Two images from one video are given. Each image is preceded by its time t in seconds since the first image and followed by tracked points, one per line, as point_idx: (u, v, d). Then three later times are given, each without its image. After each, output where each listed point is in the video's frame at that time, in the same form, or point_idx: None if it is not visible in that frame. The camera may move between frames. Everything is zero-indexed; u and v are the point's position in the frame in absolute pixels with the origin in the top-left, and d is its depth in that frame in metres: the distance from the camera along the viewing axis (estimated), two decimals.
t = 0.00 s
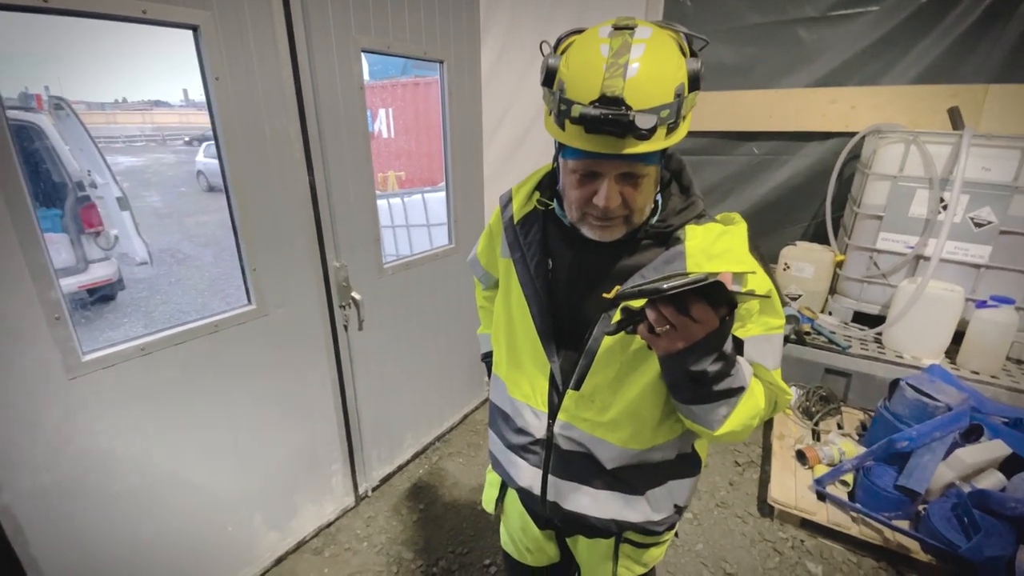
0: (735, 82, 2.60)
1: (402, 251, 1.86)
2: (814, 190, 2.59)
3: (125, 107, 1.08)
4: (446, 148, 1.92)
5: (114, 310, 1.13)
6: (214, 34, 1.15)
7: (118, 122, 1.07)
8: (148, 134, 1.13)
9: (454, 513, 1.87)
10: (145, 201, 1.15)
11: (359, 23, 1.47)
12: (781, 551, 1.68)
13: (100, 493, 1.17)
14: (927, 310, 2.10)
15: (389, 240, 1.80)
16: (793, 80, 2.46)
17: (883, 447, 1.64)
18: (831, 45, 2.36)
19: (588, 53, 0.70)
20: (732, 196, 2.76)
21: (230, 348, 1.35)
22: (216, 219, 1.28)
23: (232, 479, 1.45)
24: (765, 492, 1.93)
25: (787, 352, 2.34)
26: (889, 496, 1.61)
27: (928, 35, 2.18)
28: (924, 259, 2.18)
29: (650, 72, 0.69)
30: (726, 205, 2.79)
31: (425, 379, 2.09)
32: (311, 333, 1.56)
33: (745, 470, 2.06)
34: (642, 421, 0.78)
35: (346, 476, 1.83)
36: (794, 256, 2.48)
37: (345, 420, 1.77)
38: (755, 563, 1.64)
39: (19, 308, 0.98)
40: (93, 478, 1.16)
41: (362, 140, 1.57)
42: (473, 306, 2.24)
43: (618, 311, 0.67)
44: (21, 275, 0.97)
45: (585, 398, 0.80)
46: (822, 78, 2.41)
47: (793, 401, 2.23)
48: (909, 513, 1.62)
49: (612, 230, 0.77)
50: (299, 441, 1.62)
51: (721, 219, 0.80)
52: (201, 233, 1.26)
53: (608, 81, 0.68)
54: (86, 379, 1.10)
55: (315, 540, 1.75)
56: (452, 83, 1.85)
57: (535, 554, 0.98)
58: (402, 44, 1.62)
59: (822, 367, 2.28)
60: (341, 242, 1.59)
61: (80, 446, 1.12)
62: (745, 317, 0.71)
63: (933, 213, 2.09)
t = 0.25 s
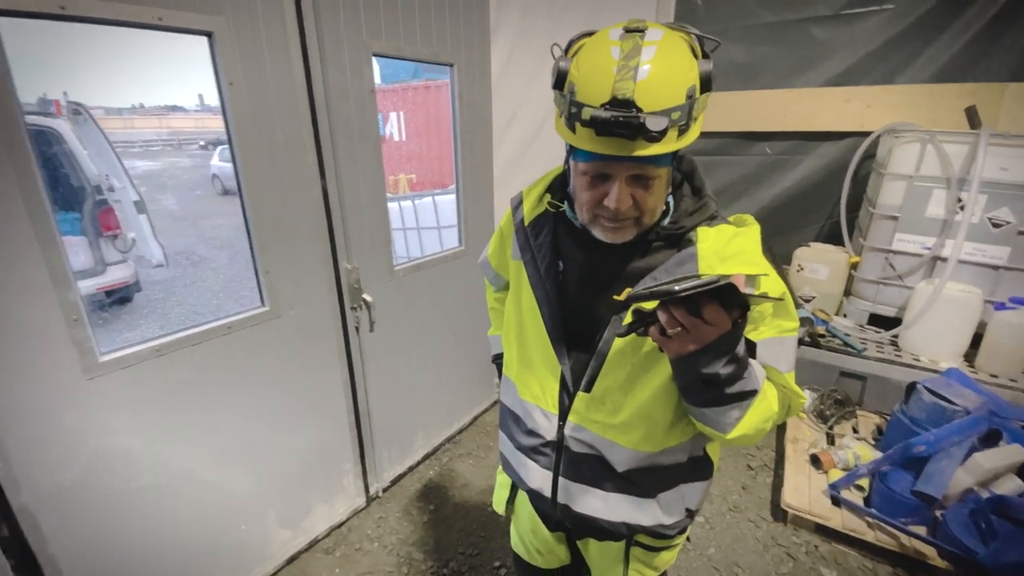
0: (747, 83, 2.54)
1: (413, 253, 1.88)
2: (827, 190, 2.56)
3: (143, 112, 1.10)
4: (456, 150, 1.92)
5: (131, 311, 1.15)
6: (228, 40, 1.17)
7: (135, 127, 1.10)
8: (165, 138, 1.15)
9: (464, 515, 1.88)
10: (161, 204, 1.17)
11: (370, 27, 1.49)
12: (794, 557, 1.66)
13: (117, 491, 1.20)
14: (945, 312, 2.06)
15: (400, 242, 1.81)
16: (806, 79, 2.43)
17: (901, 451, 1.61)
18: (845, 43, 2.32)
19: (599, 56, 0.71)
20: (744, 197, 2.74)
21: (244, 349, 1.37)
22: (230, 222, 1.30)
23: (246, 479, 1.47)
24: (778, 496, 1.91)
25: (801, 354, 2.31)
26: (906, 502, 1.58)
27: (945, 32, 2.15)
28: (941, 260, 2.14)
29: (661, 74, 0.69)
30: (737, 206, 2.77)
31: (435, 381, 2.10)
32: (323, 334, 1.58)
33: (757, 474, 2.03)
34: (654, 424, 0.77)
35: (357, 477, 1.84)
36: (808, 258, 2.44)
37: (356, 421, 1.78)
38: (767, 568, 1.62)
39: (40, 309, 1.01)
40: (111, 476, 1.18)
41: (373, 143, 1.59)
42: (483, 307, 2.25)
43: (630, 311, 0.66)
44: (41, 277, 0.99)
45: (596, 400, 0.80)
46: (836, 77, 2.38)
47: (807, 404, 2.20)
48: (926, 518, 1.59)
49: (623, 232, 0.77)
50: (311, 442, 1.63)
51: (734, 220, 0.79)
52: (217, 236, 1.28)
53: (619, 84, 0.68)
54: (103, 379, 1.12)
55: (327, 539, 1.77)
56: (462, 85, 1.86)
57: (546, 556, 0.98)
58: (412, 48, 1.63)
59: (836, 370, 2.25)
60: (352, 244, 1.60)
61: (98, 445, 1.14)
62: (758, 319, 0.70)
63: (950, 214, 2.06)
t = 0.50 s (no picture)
0: (750, 89, 2.55)
1: (418, 259, 1.89)
2: (833, 196, 2.55)
3: (155, 121, 1.13)
4: (459, 158, 1.94)
5: (140, 317, 1.18)
6: (233, 51, 1.20)
7: (146, 136, 1.12)
8: (176, 147, 1.18)
9: (467, 522, 1.87)
10: (171, 212, 1.20)
11: (374, 38, 1.51)
12: (801, 567, 1.63)
13: (122, 497, 1.21)
14: (954, 319, 2.03)
15: (405, 249, 1.83)
16: (810, 85, 2.43)
17: (909, 460, 1.59)
18: (849, 49, 2.32)
19: (596, 66, 0.71)
20: (749, 204, 2.73)
21: (248, 356, 1.38)
22: (237, 228, 1.32)
23: (249, 485, 1.47)
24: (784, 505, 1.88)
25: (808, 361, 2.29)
26: (914, 511, 1.57)
27: (951, 38, 2.14)
28: (949, 266, 2.11)
29: (658, 84, 0.69)
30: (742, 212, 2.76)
31: (439, 388, 2.10)
32: (326, 341, 1.59)
33: (764, 482, 2.01)
34: (653, 432, 0.77)
35: (360, 483, 1.84)
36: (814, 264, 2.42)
37: (360, 428, 1.79)
38: None
39: (47, 316, 1.02)
40: (116, 482, 1.19)
41: (377, 152, 1.60)
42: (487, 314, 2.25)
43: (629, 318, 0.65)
44: (49, 284, 1.01)
45: (595, 408, 0.79)
46: (840, 83, 2.37)
47: (813, 412, 2.18)
48: (935, 528, 1.57)
49: (621, 239, 0.77)
50: (314, 449, 1.64)
51: (734, 227, 0.79)
52: (225, 244, 1.31)
53: (615, 93, 0.68)
54: (108, 385, 1.13)
55: (330, 546, 1.77)
56: (466, 94, 1.87)
57: (546, 565, 0.97)
58: (416, 57, 1.65)
59: (843, 378, 2.22)
60: (356, 251, 1.61)
61: (103, 451, 1.16)
62: (757, 327, 0.70)
63: (958, 219, 2.04)
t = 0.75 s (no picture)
0: (752, 80, 2.50)
1: (410, 242, 1.88)
2: (829, 191, 2.54)
3: (151, 98, 1.12)
4: (454, 141, 1.91)
5: (132, 294, 1.18)
6: (221, 22, 1.17)
7: (143, 113, 1.11)
8: (172, 125, 1.17)
9: (453, 504, 1.89)
10: (166, 190, 1.19)
11: (368, 14, 1.47)
12: (781, 556, 1.66)
13: (104, 470, 1.21)
14: (943, 316, 2.04)
15: (398, 231, 1.83)
16: (812, 77, 2.40)
17: (890, 455, 1.60)
18: (852, 42, 2.29)
19: (585, 39, 0.70)
20: (745, 196, 2.71)
21: (233, 334, 1.37)
22: (229, 208, 1.31)
23: (234, 462, 1.48)
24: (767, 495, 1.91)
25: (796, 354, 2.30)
26: (894, 504, 1.58)
27: (954, 33, 2.12)
28: (941, 264, 2.12)
29: (647, 60, 0.68)
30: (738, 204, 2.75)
31: (428, 371, 2.10)
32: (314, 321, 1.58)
33: (748, 473, 2.03)
34: (632, 414, 0.77)
35: (347, 463, 1.85)
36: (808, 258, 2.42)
37: (347, 408, 1.79)
38: (753, 567, 1.62)
39: (29, 288, 1.01)
40: (97, 456, 1.18)
41: (368, 131, 1.58)
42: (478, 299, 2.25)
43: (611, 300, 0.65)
44: (34, 257, 1.00)
45: (576, 389, 0.79)
46: (842, 76, 2.34)
47: (800, 404, 2.19)
48: (915, 522, 1.58)
49: (607, 220, 0.76)
50: (301, 428, 1.64)
51: (720, 214, 0.78)
52: (220, 225, 1.30)
53: (603, 68, 0.67)
54: (90, 359, 1.12)
55: (315, 525, 1.78)
56: (461, 75, 1.84)
57: (525, 545, 0.98)
58: (411, 35, 1.62)
59: (831, 372, 2.23)
60: (346, 232, 1.60)
61: (84, 425, 1.15)
62: (740, 313, 0.69)
63: (952, 217, 2.04)
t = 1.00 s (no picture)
0: (790, 90, 2.44)
1: (431, 234, 1.90)
2: (862, 207, 2.47)
3: (194, 81, 1.17)
4: (481, 135, 1.92)
5: (164, 267, 1.23)
6: (263, 5, 1.20)
7: (185, 95, 1.16)
8: (212, 108, 1.22)
9: (456, 495, 1.90)
10: (202, 170, 1.24)
11: (405, 5, 1.50)
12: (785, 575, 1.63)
13: (124, 431, 1.26)
14: (975, 344, 1.97)
15: (416, 224, 1.83)
16: (852, 89, 2.33)
17: (908, 481, 1.55)
18: (898, 56, 2.21)
19: (617, 29, 0.70)
20: (775, 208, 2.65)
21: (255, 310, 1.41)
22: (261, 189, 1.35)
23: (248, 435, 1.52)
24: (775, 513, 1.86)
25: (816, 372, 2.25)
26: (907, 532, 1.54)
27: (1006, 52, 2.04)
28: (976, 289, 2.04)
29: (678, 53, 0.67)
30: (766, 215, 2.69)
31: (441, 362, 2.12)
32: (333, 304, 1.61)
33: (757, 489, 1.99)
34: (639, 412, 0.77)
35: (356, 446, 1.88)
36: (835, 275, 2.35)
37: (360, 392, 1.82)
38: None
39: (66, 251, 1.06)
40: (119, 416, 1.23)
41: (398, 120, 1.60)
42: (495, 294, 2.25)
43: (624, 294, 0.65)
44: (72, 224, 1.05)
45: (585, 383, 0.79)
46: (884, 90, 2.27)
47: (817, 424, 2.14)
48: (927, 551, 1.54)
49: (626, 214, 0.75)
50: (314, 407, 1.68)
51: (743, 216, 0.77)
52: (251, 206, 1.35)
53: (633, 59, 0.67)
54: (118, 323, 1.17)
55: (321, 504, 1.81)
56: (493, 71, 1.85)
57: (524, 537, 0.99)
58: (445, 28, 1.63)
59: (852, 393, 2.17)
60: (370, 218, 1.62)
61: (109, 386, 1.20)
62: (756, 317, 0.68)
63: (991, 241, 1.97)
